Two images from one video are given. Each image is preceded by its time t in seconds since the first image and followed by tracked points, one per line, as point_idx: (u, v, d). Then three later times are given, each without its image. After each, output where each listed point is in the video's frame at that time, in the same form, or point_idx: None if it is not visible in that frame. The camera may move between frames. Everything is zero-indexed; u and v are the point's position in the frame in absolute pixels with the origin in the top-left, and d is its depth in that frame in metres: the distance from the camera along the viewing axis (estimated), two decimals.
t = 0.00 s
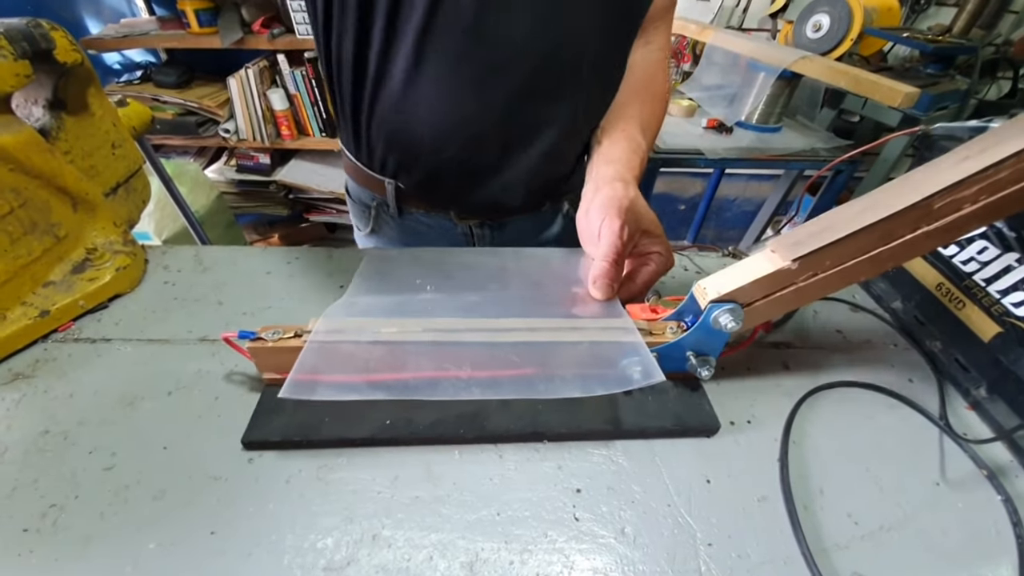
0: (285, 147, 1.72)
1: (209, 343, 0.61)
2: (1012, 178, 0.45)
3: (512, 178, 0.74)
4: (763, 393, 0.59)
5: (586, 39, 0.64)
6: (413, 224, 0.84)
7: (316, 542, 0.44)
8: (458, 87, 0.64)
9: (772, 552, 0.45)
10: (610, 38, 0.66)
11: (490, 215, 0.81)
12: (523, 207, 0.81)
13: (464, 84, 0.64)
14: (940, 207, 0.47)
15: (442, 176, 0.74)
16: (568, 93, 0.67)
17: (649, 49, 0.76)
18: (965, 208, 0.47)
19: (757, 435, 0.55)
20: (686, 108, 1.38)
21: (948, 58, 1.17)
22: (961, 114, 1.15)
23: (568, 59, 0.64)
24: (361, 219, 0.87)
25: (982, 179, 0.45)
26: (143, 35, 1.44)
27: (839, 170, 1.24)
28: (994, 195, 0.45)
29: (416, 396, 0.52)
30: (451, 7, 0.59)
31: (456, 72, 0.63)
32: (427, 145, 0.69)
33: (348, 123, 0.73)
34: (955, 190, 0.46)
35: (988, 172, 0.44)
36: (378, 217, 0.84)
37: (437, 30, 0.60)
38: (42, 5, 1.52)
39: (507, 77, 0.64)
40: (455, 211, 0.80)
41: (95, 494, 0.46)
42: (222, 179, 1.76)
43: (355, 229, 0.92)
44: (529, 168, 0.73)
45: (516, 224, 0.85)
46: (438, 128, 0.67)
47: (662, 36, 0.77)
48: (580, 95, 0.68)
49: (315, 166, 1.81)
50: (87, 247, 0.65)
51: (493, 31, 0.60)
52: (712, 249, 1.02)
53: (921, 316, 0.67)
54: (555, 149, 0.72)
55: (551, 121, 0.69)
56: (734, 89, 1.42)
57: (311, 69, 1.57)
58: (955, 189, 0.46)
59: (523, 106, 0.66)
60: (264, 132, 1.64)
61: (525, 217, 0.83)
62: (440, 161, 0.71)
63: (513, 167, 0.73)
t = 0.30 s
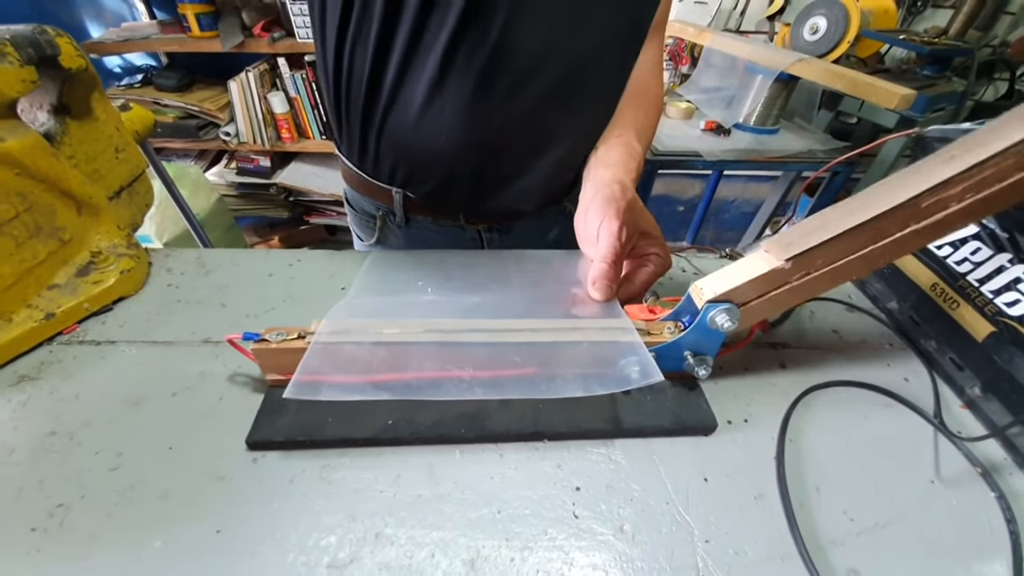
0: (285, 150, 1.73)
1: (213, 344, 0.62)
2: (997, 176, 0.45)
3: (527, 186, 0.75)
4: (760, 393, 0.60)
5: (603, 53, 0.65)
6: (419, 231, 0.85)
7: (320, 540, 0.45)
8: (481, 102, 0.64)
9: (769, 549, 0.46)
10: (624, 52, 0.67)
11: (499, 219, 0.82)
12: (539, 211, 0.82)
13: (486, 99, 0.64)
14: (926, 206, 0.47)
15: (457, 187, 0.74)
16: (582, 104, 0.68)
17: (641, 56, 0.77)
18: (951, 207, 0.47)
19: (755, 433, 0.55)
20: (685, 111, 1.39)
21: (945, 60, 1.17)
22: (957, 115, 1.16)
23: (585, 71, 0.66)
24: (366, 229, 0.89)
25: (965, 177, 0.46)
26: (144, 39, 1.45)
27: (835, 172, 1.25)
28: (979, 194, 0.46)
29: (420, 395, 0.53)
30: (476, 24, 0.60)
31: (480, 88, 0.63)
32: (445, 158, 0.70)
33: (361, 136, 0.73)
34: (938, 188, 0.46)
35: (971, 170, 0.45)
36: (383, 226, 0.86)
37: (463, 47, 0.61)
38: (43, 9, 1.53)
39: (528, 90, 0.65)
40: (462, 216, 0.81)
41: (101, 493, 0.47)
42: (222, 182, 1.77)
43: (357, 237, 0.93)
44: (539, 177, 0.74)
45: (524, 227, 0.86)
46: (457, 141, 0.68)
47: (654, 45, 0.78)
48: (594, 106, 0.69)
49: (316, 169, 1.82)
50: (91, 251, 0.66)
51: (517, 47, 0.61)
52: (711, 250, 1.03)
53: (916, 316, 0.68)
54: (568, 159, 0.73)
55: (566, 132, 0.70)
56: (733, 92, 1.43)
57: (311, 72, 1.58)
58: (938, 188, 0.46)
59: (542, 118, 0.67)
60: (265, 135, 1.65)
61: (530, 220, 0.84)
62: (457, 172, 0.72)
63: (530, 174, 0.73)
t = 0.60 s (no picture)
0: (288, 151, 1.74)
1: (220, 344, 0.63)
2: (976, 127, 0.39)
3: (530, 184, 0.75)
4: (761, 389, 0.61)
5: (603, 50, 0.66)
6: (425, 228, 0.85)
7: (328, 535, 0.46)
8: (481, 97, 0.65)
9: (770, 543, 0.46)
10: (625, 50, 0.68)
11: (503, 216, 0.83)
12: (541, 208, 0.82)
13: (486, 94, 0.65)
14: (909, 169, 0.43)
15: (461, 183, 0.75)
16: (583, 101, 0.69)
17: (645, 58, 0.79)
18: (939, 165, 0.42)
19: (755, 429, 0.56)
20: (686, 109, 1.39)
21: (947, 57, 1.17)
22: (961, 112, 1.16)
23: (585, 70, 0.66)
24: (373, 226, 0.90)
25: (945, 133, 0.40)
26: (147, 40, 1.45)
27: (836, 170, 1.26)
28: (969, 148, 0.40)
29: (427, 395, 0.54)
30: (473, 21, 0.61)
31: (479, 83, 0.64)
32: (448, 154, 0.71)
33: (364, 133, 0.74)
34: (914, 149, 0.41)
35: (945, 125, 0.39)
36: (390, 223, 0.86)
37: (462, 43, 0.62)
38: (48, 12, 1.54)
39: (529, 88, 0.65)
40: (467, 213, 0.81)
41: (113, 490, 0.48)
42: (226, 182, 1.78)
43: (364, 233, 0.94)
44: (541, 174, 0.74)
45: (527, 224, 0.86)
46: (459, 137, 0.69)
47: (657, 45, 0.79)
48: (597, 104, 0.70)
49: (319, 169, 1.83)
50: (100, 252, 0.67)
51: (515, 44, 0.62)
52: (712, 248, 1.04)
53: (916, 313, 0.68)
54: (571, 157, 0.73)
55: (569, 130, 0.70)
56: (734, 89, 1.43)
57: (314, 73, 1.59)
58: (914, 150, 0.41)
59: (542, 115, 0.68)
60: (268, 135, 1.66)
61: (538, 219, 0.85)
62: (458, 167, 0.72)
63: (531, 172, 0.74)
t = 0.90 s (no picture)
0: (284, 154, 1.74)
1: (218, 347, 0.63)
2: (895, 77, 0.35)
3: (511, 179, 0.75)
4: (754, 389, 0.61)
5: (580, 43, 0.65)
6: (418, 226, 0.86)
7: (327, 536, 0.46)
8: (459, 92, 0.66)
9: (763, 541, 0.47)
10: (602, 42, 0.68)
11: (493, 216, 0.83)
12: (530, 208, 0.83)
13: (464, 88, 0.65)
14: (839, 134, 0.38)
15: (446, 177, 0.75)
16: (566, 94, 0.69)
17: (645, 59, 0.78)
18: (871, 122, 0.37)
19: (749, 429, 0.57)
20: (681, 112, 1.40)
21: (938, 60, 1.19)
22: (954, 114, 1.17)
23: (564, 65, 0.66)
24: (368, 221, 0.91)
25: (859, 92, 0.36)
26: (143, 44, 1.45)
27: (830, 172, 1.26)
28: (896, 99, 0.36)
29: (423, 397, 0.54)
30: (445, 16, 0.61)
31: (456, 77, 0.65)
32: (430, 149, 0.71)
33: (355, 132, 0.76)
34: (833, 116, 0.38)
35: (858, 82, 0.35)
36: (384, 218, 0.88)
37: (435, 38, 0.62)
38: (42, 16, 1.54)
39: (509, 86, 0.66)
40: (457, 211, 0.82)
41: (111, 493, 0.48)
42: (222, 186, 1.78)
43: (363, 229, 0.95)
44: (530, 170, 0.74)
45: (517, 226, 0.87)
46: (443, 133, 0.69)
47: (657, 46, 0.78)
48: (579, 98, 0.70)
49: (315, 172, 1.82)
50: (97, 256, 0.66)
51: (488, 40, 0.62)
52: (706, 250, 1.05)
53: (907, 313, 0.69)
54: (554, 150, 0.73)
55: (553, 124, 0.70)
56: (728, 92, 1.45)
57: (310, 76, 1.58)
58: (835, 116, 0.38)
59: (524, 111, 0.68)
60: (264, 139, 1.67)
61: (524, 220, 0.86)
62: (444, 162, 0.73)
63: (513, 168, 0.74)
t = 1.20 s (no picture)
0: (287, 156, 1.75)
1: (224, 348, 0.64)
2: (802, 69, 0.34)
3: (507, 177, 0.74)
4: (755, 389, 0.62)
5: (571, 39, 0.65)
6: (419, 225, 0.87)
7: (331, 535, 0.47)
8: (452, 88, 0.66)
9: (764, 540, 0.47)
10: (593, 38, 0.68)
11: (492, 217, 0.84)
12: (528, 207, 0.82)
13: (456, 84, 0.66)
14: (765, 133, 0.38)
15: (441, 175, 0.76)
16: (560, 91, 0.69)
17: (646, 58, 0.78)
18: (796, 115, 0.37)
19: (751, 429, 0.57)
20: (682, 113, 1.41)
21: (939, 61, 1.19)
22: (956, 115, 1.16)
23: (556, 62, 0.66)
24: (370, 220, 0.92)
25: (770, 90, 0.36)
26: (147, 47, 1.46)
27: (833, 172, 1.26)
28: (810, 87, 0.35)
29: (426, 396, 0.55)
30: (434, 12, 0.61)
31: (446, 73, 0.65)
32: (426, 147, 0.72)
33: (356, 133, 0.77)
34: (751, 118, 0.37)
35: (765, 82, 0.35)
36: (386, 218, 0.88)
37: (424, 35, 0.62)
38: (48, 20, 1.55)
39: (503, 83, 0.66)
40: (456, 211, 0.83)
41: (118, 492, 0.49)
42: (226, 188, 1.79)
43: (366, 229, 0.96)
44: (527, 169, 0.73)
45: (515, 228, 0.87)
46: (438, 130, 0.69)
47: (657, 46, 0.79)
48: (573, 95, 0.69)
49: (317, 173, 1.83)
50: (104, 257, 0.67)
51: (479, 38, 0.63)
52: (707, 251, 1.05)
53: (909, 313, 0.69)
54: (550, 148, 0.73)
55: (547, 121, 0.70)
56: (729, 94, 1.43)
57: (313, 79, 1.59)
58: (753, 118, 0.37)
59: (517, 108, 0.68)
60: (267, 141, 1.68)
61: (524, 221, 0.86)
62: (441, 161, 0.73)
63: (507, 167, 0.73)
